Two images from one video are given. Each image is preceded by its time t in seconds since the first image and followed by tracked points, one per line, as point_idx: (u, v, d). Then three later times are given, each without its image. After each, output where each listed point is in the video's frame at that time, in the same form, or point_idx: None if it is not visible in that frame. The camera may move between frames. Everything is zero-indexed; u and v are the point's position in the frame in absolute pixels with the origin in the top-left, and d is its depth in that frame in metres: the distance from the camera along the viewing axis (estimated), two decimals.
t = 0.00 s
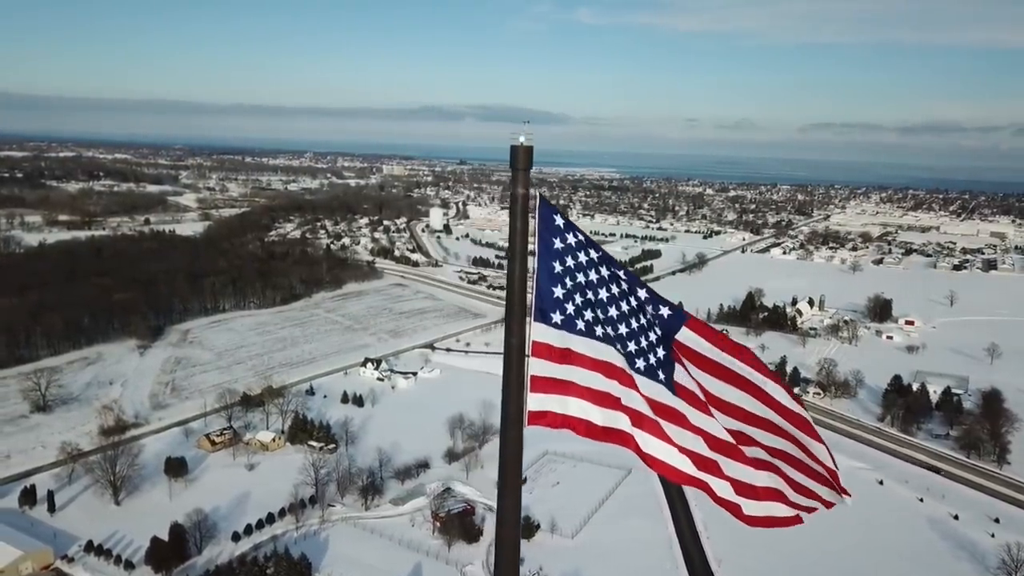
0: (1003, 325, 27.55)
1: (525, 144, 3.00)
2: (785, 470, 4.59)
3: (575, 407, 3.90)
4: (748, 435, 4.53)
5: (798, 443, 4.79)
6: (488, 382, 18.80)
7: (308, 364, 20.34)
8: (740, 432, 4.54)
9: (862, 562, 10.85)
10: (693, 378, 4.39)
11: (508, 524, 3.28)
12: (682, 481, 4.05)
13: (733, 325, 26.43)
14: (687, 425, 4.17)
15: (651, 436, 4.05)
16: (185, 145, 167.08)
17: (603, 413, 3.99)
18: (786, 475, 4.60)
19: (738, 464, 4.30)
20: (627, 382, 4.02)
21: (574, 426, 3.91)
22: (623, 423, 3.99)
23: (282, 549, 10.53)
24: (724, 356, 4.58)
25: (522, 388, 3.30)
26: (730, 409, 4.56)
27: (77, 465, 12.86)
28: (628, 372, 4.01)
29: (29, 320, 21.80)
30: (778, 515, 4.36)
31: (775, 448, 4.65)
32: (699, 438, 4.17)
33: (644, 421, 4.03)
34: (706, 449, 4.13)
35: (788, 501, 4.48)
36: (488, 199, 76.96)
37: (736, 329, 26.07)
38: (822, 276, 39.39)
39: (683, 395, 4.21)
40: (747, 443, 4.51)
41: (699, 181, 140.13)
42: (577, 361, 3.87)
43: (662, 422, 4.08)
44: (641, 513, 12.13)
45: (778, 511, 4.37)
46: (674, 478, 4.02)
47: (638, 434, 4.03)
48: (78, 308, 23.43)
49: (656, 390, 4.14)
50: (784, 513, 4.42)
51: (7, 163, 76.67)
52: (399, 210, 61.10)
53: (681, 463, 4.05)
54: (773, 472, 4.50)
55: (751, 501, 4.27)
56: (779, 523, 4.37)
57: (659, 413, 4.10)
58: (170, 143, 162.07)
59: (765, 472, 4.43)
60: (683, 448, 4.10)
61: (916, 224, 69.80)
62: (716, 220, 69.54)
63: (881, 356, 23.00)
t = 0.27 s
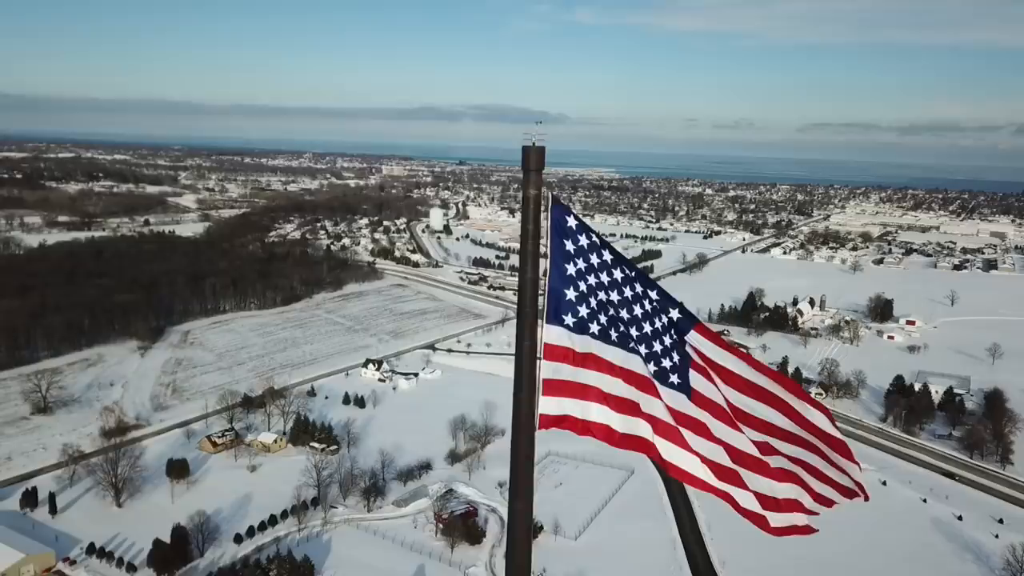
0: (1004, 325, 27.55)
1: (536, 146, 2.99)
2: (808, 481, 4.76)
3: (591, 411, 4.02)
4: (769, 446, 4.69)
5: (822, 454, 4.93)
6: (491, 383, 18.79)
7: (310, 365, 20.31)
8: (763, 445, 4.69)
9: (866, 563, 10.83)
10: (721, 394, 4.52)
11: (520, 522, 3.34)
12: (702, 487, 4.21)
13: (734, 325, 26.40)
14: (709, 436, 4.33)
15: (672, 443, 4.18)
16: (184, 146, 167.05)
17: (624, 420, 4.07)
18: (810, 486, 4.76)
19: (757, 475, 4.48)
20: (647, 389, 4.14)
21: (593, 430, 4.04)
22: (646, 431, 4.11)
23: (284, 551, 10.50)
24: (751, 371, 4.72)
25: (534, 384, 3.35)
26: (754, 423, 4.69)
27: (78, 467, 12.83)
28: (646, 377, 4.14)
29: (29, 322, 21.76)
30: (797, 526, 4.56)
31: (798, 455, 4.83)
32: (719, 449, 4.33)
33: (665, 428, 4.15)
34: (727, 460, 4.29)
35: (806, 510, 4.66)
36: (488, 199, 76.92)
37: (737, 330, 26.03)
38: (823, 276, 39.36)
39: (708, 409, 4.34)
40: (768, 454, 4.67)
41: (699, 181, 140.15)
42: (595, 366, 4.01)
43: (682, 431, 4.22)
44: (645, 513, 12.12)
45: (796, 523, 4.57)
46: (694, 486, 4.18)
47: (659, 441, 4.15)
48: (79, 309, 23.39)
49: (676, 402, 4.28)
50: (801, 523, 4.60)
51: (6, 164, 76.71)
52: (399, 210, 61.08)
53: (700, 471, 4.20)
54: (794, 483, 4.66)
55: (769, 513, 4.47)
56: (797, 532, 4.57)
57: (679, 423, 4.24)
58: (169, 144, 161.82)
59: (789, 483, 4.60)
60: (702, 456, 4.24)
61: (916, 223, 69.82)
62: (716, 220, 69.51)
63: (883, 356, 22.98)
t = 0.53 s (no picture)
0: (1005, 325, 27.52)
1: (548, 147, 3.01)
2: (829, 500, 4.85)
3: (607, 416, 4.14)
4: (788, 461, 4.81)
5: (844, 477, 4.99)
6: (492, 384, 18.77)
7: (311, 366, 20.28)
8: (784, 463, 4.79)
9: (870, 564, 10.78)
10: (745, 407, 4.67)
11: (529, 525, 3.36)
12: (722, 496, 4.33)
13: (735, 326, 26.36)
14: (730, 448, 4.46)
15: (690, 451, 4.31)
16: (183, 147, 167.09)
17: (643, 427, 4.21)
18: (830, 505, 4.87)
19: (780, 489, 4.59)
20: (667, 398, 4.27)
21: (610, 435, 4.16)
22: (663, 438, 4.22)
23: (286, 553, 10.46)
24: (776, 385, 4.88)
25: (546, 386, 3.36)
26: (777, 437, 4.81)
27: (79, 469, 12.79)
28: (665, 387, 4.27)
29: (29, 324, 21.72)
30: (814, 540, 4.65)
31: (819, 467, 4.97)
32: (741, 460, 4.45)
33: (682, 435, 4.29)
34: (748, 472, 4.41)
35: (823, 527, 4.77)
36: (487, 200, 76.90)
37: (738, 330, 25.99)
38: (823, 276, 39.33)
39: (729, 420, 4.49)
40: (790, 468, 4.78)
41: (698, 181, 140.21)
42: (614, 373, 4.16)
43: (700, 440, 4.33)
44: (648, 514, 12.08)
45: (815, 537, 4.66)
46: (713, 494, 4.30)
47: (676, 449, 4.29)
48: (79, 311, 23.34)
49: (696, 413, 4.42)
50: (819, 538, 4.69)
51: (6, 166, 76.75)
52: (399, 211, 61.04)
53: (719, 481, 4.33)
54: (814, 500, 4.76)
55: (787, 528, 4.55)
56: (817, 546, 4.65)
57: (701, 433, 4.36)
58: (167, 145, 161.90)
59: (810, 496, 4.72)
60: (722, 466, 4.36)
61: (916, 223, 69.82)
62: (716, 220, 69.49)
63: (884, 356, 22.95)
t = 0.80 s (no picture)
0: (1006, 324, 27.50)
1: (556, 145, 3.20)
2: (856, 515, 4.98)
3: (624, 422, 4.35)
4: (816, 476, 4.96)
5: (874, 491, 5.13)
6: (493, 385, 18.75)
7: (311, 367, 20.25)
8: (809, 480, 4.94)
9: (874, 566, 10.73)
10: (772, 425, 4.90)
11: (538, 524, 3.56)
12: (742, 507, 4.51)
13: (736, 326, 26.30)
14: (751, 462, 4.68)
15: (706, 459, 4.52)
16: (182, 148, 167.16)
17: (661, 435, 4.43)
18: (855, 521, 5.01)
19: (804, 503, 4.74)
20: (688, 407, 4.49)
21: (626, 442, 4.38)
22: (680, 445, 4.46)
23: (288, 556, 10.41)
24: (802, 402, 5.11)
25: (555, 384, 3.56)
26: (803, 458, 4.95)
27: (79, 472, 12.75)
28: (689, 398, 4.48)
29: (28, 326, 21.68)
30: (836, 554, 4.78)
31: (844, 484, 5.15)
32: (763, 474, 4.65)
33: (700, 444, 4.50)
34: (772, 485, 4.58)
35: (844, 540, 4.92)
36: (486, 200, 76.86)
37: (739, 330, 25.95)
38: (824, 276, 39.29)
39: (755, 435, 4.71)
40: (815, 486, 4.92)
41: (696, 181, 140.25)
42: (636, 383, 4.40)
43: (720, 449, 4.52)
44: (650, 516, 12.03)
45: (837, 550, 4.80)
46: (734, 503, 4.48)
47: (693, 456, 4.51)
48: (79, 313, 23.28)
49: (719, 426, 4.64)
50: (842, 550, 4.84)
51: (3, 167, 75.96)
52: (398, 211, 60.92)
53: (741, 492, 4.51)
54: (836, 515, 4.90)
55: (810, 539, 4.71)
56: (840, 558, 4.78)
57: (726, 447, 4.58)
58: (166, 145, 162.17)
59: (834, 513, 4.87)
60: (746, 477, 4.54)
61: (916, 223, 69.80)
62: (715, 220, 69.41)
63: (886, 356, 22.93)
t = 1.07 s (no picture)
0: (1007, 324, 27.48)
1: (566, 148, 3.28)
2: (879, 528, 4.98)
3: (642, 429, 4.44)
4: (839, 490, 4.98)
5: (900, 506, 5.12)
6: (494, 386, 18.71)
7: (312, 369, 20.22)
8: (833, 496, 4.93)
9: (879, 566, 10.70)
10: (799, 444, 4.98)
11: (547, 529, 3.67)
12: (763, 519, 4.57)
13: (736, 326, 26.26)
14: (775, 475, 4.75)
15: (724, 468, 4.63)
16: (181, 149, 167.09)
17: (678, 444, 4.54)
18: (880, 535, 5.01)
19: (830, 519, 4.77)
20: (709, 418, 4.59)
21: (644, 449, 4.47)
22: (696, 453, 4.56)
23: (289, 559, 10.36)
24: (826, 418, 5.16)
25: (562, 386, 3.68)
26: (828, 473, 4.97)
27: (79, 474, 12.69)
28: (708, 408, 4.58)
29: (28, 328, 21.63)
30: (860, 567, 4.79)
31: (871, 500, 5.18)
32: (786, 489, 4.72)
33: (717, 453, 4.61)
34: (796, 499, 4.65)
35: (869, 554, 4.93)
36: (486, 200, 76.79)
37: (740, 330, 25.91)
38: (824, 275, 39.28)
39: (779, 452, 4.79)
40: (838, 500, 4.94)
41: (696, 180, 140.18)
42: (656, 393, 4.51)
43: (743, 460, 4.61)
44: (653, 518, 12.00)
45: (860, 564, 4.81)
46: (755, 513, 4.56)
47: (711, 465, 4.61)
48: (78, 314, 23.24)
49: (743, 440, 4.73)
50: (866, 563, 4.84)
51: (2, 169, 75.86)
52: (397, 212, 60.87)
53: (761, 504, 4.59)
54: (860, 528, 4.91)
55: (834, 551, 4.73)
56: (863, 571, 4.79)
57: (751, 461, 4.66)
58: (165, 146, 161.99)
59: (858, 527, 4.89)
60: (767, 490, 4.61)
61: (915, 222, 69.77)
62: (715, 220, 69.36)
63: (887, 356, 22.91)
